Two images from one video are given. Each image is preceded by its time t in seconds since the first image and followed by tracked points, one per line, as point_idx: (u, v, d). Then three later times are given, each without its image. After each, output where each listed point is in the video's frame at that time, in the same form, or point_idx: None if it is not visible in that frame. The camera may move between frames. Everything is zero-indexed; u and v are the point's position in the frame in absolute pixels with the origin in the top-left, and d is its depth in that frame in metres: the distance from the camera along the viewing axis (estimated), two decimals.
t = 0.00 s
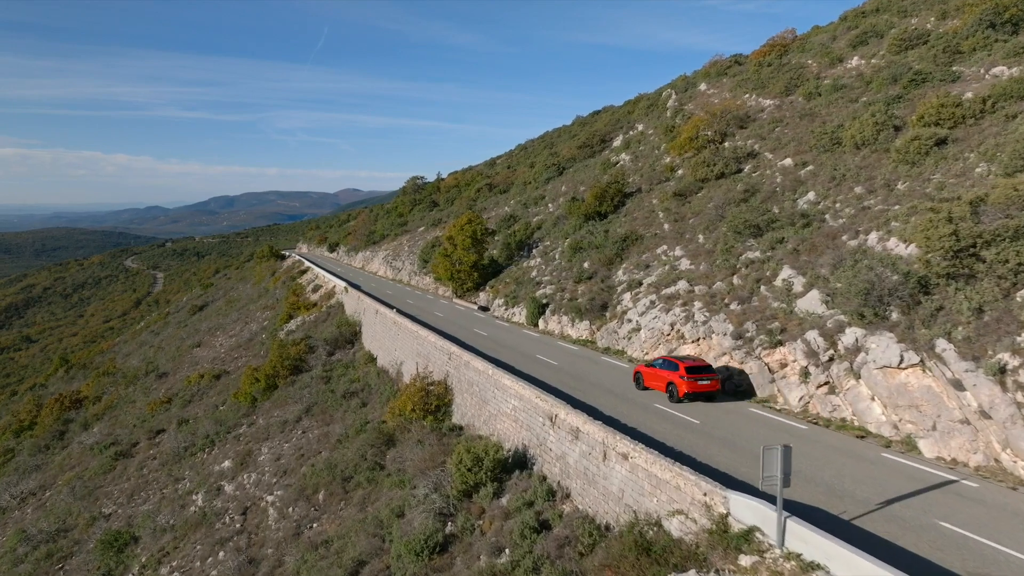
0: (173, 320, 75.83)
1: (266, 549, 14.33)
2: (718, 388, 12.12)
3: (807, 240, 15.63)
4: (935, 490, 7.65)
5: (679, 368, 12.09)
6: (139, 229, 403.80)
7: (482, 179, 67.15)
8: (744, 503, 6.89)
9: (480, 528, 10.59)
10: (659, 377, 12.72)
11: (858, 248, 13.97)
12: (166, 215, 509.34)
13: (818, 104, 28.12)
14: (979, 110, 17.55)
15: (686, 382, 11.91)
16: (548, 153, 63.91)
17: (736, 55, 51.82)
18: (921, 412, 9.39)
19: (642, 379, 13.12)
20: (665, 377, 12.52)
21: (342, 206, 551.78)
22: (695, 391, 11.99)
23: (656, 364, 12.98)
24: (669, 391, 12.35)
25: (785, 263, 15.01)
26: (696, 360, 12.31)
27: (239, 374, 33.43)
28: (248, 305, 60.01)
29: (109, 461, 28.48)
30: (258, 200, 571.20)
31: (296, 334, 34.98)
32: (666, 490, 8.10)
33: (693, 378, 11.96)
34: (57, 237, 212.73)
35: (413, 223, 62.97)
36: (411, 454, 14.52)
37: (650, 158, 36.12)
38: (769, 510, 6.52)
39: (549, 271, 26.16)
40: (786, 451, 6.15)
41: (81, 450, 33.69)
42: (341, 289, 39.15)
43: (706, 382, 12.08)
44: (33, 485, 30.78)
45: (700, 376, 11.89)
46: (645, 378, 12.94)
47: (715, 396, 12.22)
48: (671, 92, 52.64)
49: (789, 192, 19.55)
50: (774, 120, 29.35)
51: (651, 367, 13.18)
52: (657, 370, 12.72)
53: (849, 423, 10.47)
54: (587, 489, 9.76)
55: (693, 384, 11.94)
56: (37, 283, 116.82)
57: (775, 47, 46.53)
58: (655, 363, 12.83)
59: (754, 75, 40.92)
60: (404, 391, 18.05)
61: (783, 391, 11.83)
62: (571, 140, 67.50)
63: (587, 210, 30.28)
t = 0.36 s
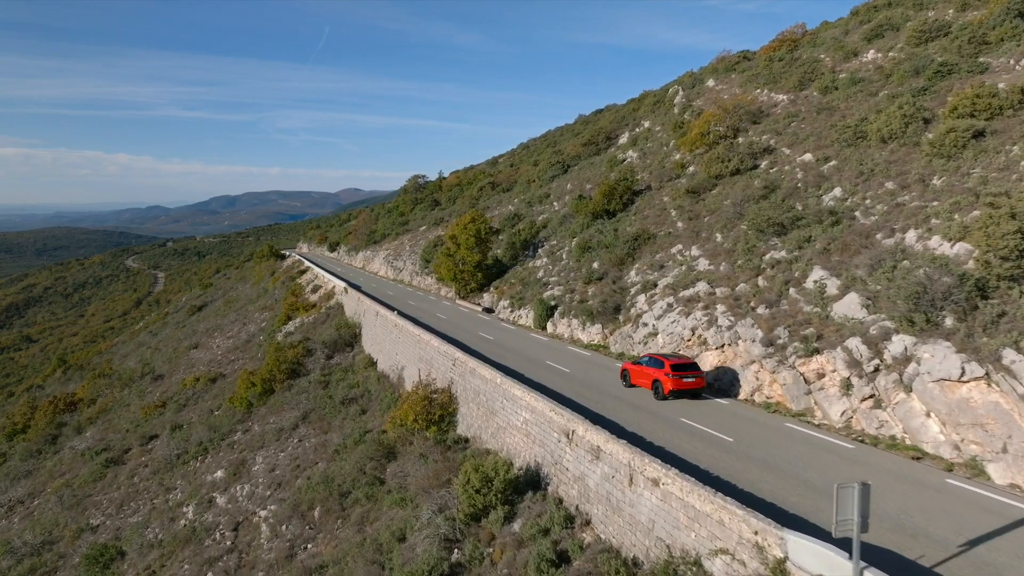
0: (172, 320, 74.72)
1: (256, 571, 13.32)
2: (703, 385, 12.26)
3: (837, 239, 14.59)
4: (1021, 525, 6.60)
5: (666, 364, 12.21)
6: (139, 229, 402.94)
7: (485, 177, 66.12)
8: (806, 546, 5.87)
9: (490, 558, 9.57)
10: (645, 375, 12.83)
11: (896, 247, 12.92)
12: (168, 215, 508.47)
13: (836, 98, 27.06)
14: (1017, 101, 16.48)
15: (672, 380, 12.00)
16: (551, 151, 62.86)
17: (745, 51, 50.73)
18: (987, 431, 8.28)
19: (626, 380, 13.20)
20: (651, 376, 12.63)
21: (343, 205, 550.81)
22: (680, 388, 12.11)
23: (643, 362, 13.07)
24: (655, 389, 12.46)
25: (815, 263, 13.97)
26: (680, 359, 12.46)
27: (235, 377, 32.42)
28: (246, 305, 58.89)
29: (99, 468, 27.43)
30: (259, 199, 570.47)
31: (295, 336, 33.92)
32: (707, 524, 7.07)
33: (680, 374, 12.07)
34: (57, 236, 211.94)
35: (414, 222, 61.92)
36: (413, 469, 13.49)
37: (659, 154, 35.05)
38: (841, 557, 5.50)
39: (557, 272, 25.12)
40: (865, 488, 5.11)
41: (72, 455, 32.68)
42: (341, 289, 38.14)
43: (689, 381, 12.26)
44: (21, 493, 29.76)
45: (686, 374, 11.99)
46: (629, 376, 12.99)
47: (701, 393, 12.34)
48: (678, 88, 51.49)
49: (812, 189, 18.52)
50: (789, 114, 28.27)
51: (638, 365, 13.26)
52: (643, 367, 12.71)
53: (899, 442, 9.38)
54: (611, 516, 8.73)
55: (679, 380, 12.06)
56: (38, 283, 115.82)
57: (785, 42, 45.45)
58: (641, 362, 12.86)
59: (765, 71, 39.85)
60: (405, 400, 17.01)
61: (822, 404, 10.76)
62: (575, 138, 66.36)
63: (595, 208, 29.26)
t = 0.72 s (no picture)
0: (171, 320, 73.72)
1: None
2: (690, 383, 12.33)
3: (874, 236, 13.48)
4: None
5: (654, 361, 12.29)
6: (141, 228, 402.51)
7: (488, 176, 65.06)
8: None
9: None
10: (633, 373, 12.94)
11: (944, 245, 11.81)
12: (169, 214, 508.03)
13: (856, 91, 25.98)
14: None
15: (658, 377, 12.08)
16: (556, 149, 61.78)
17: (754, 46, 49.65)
18: None
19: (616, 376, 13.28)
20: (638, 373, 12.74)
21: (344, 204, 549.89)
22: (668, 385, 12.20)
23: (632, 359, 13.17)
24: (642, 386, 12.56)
25: (853, 263, 12.88)
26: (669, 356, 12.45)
27: (232, 381, 31.36)
28: (245, 306, 57.85)
29: (88, 476, 26.36)
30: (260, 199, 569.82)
31: (293, 339, 32.87)
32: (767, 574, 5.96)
33: (667, 371, 12.16)
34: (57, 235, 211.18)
35: (416, 221, 60.83)
36: (417, 487, 12.40)
37: (668, 150, 33.95)
38: None
39: (565, 272, 24.05)
40: (992, 547, 3.70)
41: (63, 461, 31.61)
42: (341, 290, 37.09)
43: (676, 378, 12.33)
44: (9, 501, 28.70)
45: (673, 371, 12.08)
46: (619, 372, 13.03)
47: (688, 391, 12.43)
48: (686, 84, 50.35)
49: (840, 184, 17.43)
50: (807, 108, 27.16)
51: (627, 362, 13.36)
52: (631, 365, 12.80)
53: (967, 466, 8.21)
54: (643, 553, 7.65)
55: (667, 378, 12.13)
56: (38, 283, 114.93)
57: (797, 36, 44.35)
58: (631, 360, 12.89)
59: (777, 65, 38.76)
60: (408, 408, 15.92)
61: (873, 421, 9.62)
62: (579, 135, 65.25)
63: (604, 206, 28.21)
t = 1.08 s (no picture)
0: (170, 320, 72.64)
1: None
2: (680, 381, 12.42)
3: (922, 233, 12.31)
4: None
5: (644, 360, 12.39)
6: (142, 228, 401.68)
7: (491, 174, 63.96)
8: None
9: None
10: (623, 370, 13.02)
11: (1006, 243, 10.64)
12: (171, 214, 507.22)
13: (880, 83, 24.83)
14: None
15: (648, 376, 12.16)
16: (561, 147, 60.67)
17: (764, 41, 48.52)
18: None
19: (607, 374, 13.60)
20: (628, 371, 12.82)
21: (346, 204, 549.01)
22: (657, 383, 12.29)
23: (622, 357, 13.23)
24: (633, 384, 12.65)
25: (901, 263, 11.72)
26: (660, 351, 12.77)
27: (227, 385, 30.22)
28: (244, 306, 56.73)
29: (77, 485, 25.23)
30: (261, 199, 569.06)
31: (291, 342, 31.74)
32: None
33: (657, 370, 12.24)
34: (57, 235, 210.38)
35: (418, 220, 59.70)
36: (422, 511, 11.22)
37: (680, 147, 32.81)
38: None
39: (576, 273, 22.91)
40: None
41: (52, 468, 30.46)
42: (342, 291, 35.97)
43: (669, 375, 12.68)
44: None
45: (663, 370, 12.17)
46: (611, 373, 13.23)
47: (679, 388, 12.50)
48: (695, 80, 49.14)
49: (874, 178, 16.28)
50: (827, 101, 25.98)
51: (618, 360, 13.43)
52: (622, 364, 13.09)
53: None
54: None
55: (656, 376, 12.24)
56: (37, 282, 113.98)
57: (809, 30, 43.22)
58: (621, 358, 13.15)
59: (790, 59, 37.61)
60: (412, 419, 14.79)
61: (942, 442, 8.39)
62: (584, 133, 64.09)
63: (615, 204, 27.10)
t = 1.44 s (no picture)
0: (168, 321, 71.49)
1: None
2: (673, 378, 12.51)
3: (986, 230, 11.04)
4: None
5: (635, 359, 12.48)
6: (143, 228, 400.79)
7: (495, 172, 62.76)
8: None
9: None
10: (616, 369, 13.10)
11: None
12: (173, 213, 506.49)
13: (908, 73, 23.57)
14: None
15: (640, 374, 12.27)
16: (567, 144, 59.45)
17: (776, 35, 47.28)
18: None
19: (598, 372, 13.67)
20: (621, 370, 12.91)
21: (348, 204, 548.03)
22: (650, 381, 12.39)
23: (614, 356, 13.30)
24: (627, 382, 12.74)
25: (965, 263, 10.45)
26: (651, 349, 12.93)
27: (223, 389, 29.02)
28: (243, 307, 55.51)
29: (63, 496, 24.01)
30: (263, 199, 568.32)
31: (289, 345, 30.53)
32: None
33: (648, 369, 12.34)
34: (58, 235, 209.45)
35: (421, 219, 58.49)
36: (429, 543, 9.96)
37: (694, 142, 31.54)
38: None
39: (588, 273, 21.66)
40: None
41: (40, 477, 29.24)
42: (342, 292, 34.78)
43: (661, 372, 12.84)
44: None
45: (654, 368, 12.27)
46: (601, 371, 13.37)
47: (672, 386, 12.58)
48: (705, 75, 47.83)
49: (917, 170, 15.02)
50: (852, 92, 24.72)
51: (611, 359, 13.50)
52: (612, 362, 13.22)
53: None
54: None
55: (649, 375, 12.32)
56: (38, 282, 112.98)
57: (824, 22, 41.96)
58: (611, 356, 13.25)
59: (806, 51, 36.36)
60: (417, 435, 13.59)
61: None
62: (589, 131, 62.83)
63: (628, 201, 25.87)
